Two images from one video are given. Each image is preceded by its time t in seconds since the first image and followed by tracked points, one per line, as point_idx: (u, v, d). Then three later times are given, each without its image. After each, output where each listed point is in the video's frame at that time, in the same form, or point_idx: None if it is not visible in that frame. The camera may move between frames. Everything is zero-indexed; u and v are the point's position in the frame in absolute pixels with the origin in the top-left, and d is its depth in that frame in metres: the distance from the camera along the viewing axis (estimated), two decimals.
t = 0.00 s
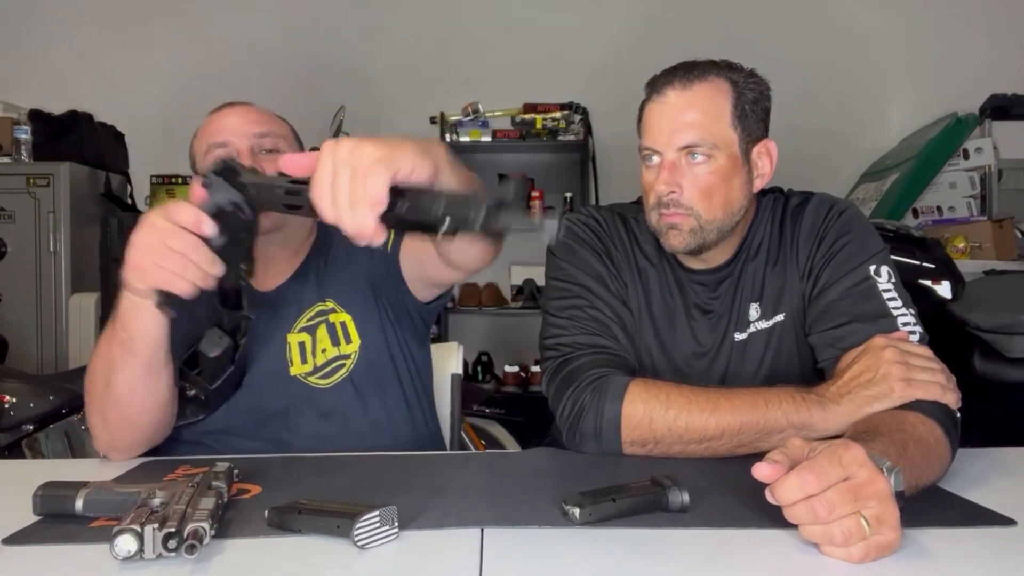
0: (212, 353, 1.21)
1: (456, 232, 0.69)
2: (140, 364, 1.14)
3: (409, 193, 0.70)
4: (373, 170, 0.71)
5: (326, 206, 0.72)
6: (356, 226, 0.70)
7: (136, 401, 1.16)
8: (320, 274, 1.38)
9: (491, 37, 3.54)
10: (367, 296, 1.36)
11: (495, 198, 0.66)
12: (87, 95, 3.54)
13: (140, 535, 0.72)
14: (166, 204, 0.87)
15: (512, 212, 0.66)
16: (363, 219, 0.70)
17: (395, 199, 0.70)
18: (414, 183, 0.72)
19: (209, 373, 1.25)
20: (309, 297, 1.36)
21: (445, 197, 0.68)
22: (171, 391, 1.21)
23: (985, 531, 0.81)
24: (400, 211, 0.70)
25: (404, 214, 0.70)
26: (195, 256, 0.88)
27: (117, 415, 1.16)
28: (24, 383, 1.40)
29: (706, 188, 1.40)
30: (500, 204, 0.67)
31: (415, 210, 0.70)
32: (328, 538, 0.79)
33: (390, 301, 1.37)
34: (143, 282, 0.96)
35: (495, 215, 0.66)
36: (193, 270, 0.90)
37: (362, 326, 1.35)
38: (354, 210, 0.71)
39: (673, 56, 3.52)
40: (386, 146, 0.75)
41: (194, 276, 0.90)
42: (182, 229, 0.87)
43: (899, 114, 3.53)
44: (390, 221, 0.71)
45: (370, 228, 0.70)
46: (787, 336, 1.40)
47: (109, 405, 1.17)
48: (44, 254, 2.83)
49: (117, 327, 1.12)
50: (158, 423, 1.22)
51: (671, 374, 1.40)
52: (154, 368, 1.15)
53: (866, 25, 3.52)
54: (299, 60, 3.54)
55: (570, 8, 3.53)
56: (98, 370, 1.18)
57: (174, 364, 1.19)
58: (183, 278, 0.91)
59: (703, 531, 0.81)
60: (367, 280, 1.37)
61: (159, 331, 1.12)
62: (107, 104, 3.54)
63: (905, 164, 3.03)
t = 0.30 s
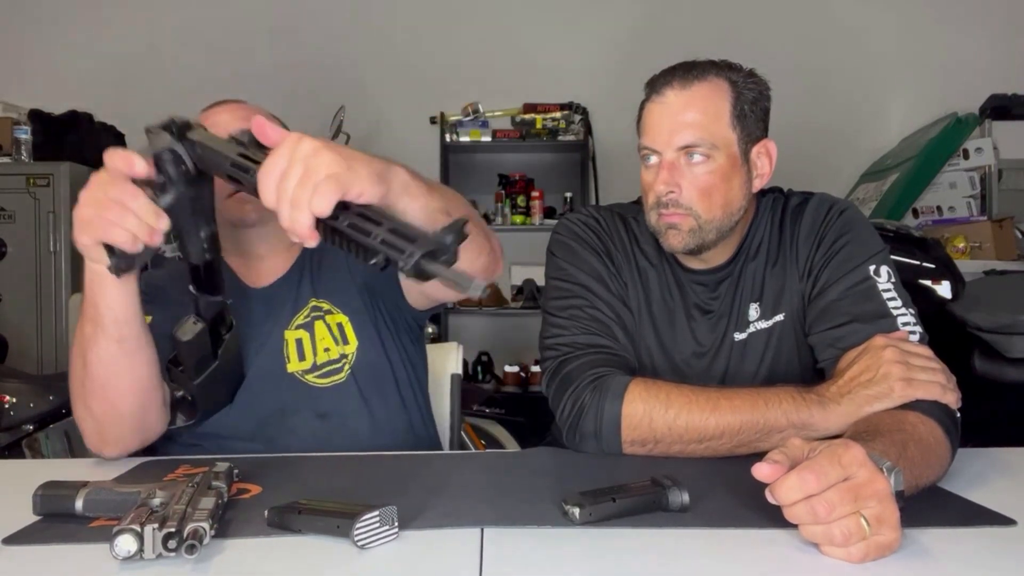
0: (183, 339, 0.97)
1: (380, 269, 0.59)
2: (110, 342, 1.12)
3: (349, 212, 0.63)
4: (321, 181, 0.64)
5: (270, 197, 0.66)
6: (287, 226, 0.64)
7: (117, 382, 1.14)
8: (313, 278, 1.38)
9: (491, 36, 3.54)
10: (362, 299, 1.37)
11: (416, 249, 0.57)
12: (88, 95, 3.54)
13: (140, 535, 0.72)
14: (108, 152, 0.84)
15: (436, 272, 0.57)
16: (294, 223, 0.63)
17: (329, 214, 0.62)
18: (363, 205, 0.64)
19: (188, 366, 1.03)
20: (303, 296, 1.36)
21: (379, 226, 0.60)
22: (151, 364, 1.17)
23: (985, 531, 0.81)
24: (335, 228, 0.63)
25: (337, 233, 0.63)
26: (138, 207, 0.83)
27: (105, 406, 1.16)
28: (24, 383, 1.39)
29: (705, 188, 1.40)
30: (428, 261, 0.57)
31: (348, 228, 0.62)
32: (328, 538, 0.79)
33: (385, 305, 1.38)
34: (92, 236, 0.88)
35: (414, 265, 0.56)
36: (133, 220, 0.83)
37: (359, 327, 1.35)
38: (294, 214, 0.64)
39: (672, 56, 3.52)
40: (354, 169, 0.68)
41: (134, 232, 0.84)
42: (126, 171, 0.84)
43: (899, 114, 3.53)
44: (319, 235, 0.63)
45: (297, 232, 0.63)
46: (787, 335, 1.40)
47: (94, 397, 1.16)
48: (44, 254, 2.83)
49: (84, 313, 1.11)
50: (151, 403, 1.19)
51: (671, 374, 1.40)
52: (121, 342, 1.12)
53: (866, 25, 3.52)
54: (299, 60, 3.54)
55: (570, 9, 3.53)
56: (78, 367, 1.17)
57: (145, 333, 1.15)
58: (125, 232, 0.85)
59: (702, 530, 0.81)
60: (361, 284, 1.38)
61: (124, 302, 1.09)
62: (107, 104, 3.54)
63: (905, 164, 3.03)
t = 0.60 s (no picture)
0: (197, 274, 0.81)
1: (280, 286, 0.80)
2: (123, 225, 1.04)
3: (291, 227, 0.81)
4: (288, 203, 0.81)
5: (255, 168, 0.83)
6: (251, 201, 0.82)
7: (120, 273, 1.08)
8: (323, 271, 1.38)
9: (491, 37, 3.54)
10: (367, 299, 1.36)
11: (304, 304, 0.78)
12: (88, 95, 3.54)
13: (140, 535, 0.72)
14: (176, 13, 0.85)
15: (306, 321, 0.79)
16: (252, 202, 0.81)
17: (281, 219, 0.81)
18: (311, 227, 0.83)
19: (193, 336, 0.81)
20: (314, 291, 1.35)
21: (302, 261, 0.79)
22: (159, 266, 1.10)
23: (984, 531, 0.81)
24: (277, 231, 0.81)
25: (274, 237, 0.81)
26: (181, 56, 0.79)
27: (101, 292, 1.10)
28: (24, 383, 1.39)
29: (705, 188, 1.40)
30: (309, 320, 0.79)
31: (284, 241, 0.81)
32: (328, 538, 0.79)
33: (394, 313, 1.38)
34: (127, 89, 0.81)
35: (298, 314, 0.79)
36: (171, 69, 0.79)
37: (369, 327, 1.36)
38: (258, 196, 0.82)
39: (672, 56, 3.52)
40: (324, 196, 0.85)
41: (166, 81, 0.79)
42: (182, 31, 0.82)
43: (899, 114, 3.53)
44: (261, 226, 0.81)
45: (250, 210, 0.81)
46: (787, 336, 1.40)
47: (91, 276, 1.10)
48: (45, 254, 2.83)
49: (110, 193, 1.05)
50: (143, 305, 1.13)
51: (671, 374, 1.40)
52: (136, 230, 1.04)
53: (866, 26, 3.52)
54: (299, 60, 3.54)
55: (569, 9, 3.53)
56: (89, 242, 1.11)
57: (163, 229, 1.06)
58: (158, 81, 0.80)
59: (702, 530, 0.81)
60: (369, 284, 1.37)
61: (153, 189, 1.00)
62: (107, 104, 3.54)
63: (905, 164, 3.03)
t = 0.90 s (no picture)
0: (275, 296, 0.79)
1: (309, 329, 0.80)
2: (197, 243, 1.06)
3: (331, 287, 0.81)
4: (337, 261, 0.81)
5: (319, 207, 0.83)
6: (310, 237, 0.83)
7: (188, 285, 1.10)
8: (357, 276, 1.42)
9: (490, 37, 3.54)
10: (391, 304, 1.40)
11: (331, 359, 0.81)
12: (88, 95, 3.54)
13: (140, 535, 0.72)
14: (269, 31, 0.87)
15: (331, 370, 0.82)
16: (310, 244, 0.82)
17: (330, 279, 0.81)
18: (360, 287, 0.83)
19: (262, 365, 0.80)
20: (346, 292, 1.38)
21: (339, 318, 0.81)
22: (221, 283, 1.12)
23: (984, 531, 0.81)
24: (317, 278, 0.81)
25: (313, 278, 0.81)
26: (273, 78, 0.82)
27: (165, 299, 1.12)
28: (24, 383, 1.39)
29: (705, 188, 1.40)
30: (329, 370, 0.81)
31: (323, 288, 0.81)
32: (327, 538, 0.79)
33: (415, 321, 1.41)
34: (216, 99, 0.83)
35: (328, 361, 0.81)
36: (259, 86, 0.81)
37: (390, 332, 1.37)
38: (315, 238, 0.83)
39: (672, 56, 3.52)
40: (374, 270, 0.86)
41: (258, 95, 0.81)
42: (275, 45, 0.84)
43: (899, 114, 3.53)
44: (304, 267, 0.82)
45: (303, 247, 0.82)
46: (787, 336, 1.40)
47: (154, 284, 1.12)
48: (45, 254, 2.83)
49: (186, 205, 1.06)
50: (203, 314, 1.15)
51: (671, 374, 1.40)
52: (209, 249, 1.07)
53: (866, 26, 3.52)
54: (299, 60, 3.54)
55: (569, 9, 3.53)
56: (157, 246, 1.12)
57: (234, 249, 1.09)
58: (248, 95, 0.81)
59: (702, 530, 0.81)
60: (400, 294, 1.42)
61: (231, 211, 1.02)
62: (107, 104, 3.54)
63: (905, 164, 3.03)
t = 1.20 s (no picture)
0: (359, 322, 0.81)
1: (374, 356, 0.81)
2: (180, 318, 1.11)
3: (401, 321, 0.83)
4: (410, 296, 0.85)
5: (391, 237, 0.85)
6: (392, 266, 0.85)
7: (161, 351, 1.14)
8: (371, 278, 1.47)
9: (490, 37, 3.54)
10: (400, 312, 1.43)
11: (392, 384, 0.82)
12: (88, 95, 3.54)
13: (140, 535, 0.72)
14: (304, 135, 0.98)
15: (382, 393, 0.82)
16: (391, 274, 0.84)
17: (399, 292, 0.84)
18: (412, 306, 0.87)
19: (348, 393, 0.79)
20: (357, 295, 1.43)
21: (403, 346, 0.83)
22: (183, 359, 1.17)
23: (984, 531, 0.81)
24: (388, 307, 0.82)
25: (385, 308, 0.82)
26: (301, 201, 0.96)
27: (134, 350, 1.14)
28: (25, 384, 1.39)
29: (705, 187, 1.40)
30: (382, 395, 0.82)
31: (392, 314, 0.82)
32: (327, 538, 0.79)
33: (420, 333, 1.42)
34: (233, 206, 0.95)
35: (388, 386, 0.82)
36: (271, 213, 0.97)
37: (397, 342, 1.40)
38: (394, 268, 0.85)
39: (672, 56, 3.52)
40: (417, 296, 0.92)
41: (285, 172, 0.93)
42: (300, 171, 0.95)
43: (899, 114, 3.53)
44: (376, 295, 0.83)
45: (389, 278, 0.84)
46: (786, 336, 1.40)
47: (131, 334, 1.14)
48: (44, 254, 2.83)
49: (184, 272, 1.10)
50: (160, 378, 1.19)
51: (671, 374, 1.40)
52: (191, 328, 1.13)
53: (866, 25, 3.52)
54: (298, 59, 3.54)
55: (569, 9, 3.53)
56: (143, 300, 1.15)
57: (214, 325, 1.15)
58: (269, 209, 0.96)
59: (702, 530, 0.81)
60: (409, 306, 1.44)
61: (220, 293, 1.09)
62: (107, 104, 3.54)
63: (905, 164, 3.03)
